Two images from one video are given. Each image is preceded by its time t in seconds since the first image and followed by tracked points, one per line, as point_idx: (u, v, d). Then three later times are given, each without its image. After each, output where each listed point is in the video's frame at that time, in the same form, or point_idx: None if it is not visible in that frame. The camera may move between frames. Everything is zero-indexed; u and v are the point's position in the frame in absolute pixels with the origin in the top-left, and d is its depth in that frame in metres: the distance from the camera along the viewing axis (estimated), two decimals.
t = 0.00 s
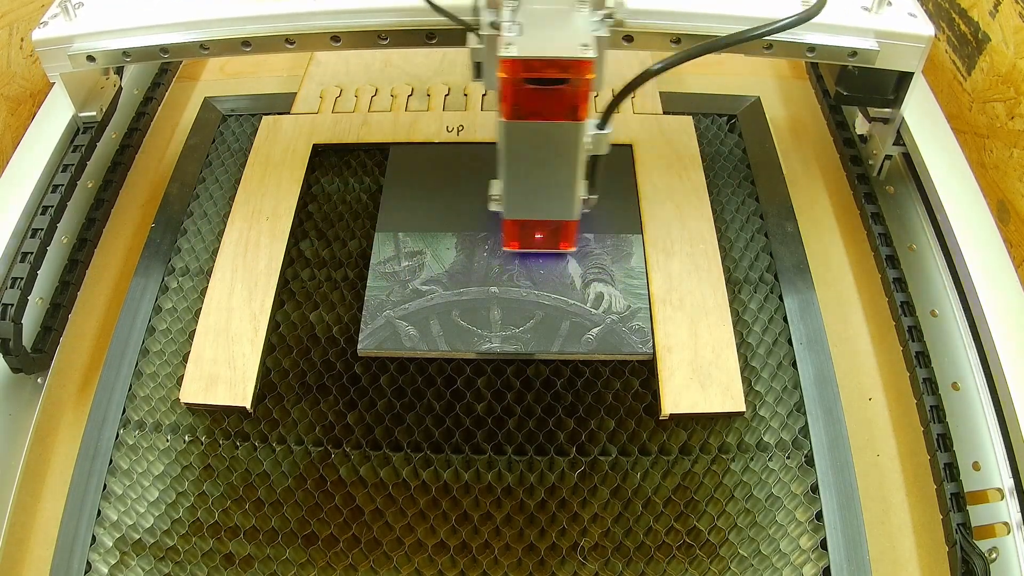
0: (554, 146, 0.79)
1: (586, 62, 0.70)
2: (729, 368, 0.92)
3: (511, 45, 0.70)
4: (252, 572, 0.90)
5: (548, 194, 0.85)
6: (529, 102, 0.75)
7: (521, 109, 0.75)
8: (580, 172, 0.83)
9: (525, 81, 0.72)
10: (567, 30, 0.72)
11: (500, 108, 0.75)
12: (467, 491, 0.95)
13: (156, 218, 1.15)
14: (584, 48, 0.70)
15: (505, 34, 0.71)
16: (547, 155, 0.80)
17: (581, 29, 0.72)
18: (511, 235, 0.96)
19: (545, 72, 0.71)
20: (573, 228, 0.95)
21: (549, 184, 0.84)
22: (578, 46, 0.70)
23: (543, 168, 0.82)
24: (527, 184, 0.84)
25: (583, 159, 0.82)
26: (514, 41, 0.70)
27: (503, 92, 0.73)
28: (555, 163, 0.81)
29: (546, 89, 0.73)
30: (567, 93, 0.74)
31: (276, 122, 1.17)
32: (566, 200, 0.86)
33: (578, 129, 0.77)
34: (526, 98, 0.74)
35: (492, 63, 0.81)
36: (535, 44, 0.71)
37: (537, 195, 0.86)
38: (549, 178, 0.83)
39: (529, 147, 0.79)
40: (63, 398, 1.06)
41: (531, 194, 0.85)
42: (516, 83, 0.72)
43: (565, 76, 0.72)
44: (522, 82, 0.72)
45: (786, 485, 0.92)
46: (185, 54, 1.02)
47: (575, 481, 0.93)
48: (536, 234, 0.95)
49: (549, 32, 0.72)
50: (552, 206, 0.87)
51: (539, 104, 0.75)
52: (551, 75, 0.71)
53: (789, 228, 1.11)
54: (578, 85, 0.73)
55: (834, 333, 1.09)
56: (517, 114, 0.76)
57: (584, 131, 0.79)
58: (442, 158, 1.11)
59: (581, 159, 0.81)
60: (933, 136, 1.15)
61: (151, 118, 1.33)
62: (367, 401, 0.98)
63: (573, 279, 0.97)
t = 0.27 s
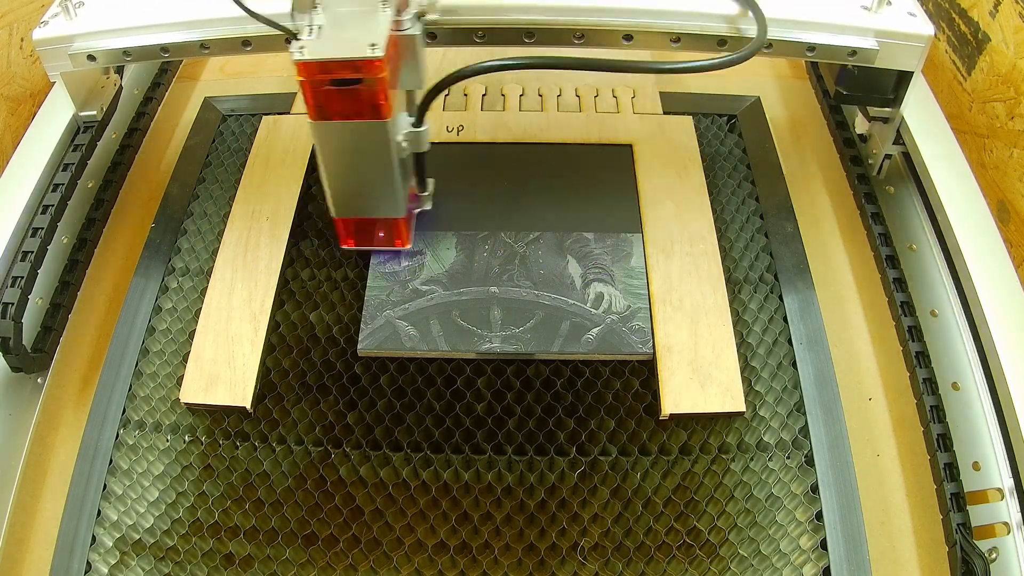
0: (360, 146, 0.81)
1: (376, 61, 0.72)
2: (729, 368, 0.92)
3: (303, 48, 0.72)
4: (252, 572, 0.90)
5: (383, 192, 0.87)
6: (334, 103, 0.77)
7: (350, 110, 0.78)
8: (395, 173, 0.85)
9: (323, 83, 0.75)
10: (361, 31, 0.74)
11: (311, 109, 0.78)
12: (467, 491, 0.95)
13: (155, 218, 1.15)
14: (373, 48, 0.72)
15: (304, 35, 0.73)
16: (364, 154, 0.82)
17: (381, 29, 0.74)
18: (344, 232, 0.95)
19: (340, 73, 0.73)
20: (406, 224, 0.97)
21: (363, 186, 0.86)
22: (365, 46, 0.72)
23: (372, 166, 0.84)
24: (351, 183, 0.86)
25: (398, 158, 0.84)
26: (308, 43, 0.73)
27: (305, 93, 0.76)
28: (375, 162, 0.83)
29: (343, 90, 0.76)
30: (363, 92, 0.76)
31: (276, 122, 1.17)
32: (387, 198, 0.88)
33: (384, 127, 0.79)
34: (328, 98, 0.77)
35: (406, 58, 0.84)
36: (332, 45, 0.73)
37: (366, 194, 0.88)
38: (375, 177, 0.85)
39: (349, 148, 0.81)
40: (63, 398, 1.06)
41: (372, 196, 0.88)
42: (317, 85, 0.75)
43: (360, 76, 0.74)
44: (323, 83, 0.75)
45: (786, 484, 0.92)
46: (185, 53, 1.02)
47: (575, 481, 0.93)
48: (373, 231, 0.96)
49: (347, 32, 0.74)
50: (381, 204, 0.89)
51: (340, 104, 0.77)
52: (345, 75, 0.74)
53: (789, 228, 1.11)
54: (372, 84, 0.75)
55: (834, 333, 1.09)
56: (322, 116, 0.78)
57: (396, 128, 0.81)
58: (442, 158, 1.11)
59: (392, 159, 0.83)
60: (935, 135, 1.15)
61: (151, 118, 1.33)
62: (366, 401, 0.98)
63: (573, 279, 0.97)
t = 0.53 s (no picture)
0: (430, 146, 0.81)
1: (485, 58, 0.71)
2: (729, 368, 0.92)
3: (408, 43, 0.71)
4: (252, 572, 0.90)
5: (448, 193, 0.86)
6: (436, 100, 0.75)
7: (426, 107, 0.76)
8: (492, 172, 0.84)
9: (426, 79, 0.73)
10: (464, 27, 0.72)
11: (410, 104, 0.76)
12: (467, 491, 0.95)
13: (156, 218, 1.15)
14: (482, 45, 0.70)
15: (408, 32, 0.72)
16: (448, 152, 0.81)
17: (484, 25, 0.72)
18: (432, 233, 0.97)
19: (445, 71, 0.72)
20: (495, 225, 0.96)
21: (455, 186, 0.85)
22: (475, 43, 0.71)
23: (448, 165, 0.83)
24: (448, 181, 0.85)
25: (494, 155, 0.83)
26: (413, 39, 0.71)
27: (407, 90, 0.74)
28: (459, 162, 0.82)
29: (446, 87, 0.74)
30: (467, 89, 0.74)
31: (276, 122, 1.17)
32: (478, 199, 0.87)
33: (485, 125, 0.78)
34: (430, 95, 0.75)
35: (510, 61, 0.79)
36: (432, 42, 0.71)
37: (464, 193, 0.86)
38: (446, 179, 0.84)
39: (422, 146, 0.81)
40: (63, 398, 1.06)
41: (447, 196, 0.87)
42: (419, 82, 0.73)
43: (467, 73, 0.72)
44: (424, 80, 0.73)
45: (786, 484, 0.92)
46: (186, 52, 1.02)
47: (575, 481, 0.93)
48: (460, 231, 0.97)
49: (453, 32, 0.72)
50: (471, 205, 0.88)
51: (443, 102, 0.76)
52: (453, 72, 0.72)
53: (789, 228, 1.11)
54: (479, 82, 0.73)
55: (834, 333, 1.09)
56: (423, 113, 0.77)
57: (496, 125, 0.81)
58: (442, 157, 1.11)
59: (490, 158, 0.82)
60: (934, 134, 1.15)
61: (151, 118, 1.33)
62: (367, 401, 0.98)
63: (573, 279, 0.97)
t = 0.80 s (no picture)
0: (667, 147, 0.81)
1: (738, 65, 0.72)
2: (729, 368, 0.92)
3: (666, 46, 0.72)
4: (252, 572, 0.90)
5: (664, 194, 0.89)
6: (679, 104, 0.76)
7: (668, 109, 0.77)
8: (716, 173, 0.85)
9: (677, 82, 0.74)
10: (710, 32, 0.73)
11: (650, 107, 0.77)
12: (467, 491, 0.95)
13: (156, 218, 1.15)
14: (736, 52, 0.72)
15: (656, 34, 0.73)
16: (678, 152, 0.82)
17: (730, 33, 0.74)
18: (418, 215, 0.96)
19: (696, 75, 0.73)
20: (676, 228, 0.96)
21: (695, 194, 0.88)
22: (729, 50, 0.72)
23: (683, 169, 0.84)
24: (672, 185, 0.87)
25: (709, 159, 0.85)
26: (670, 42, 0.72)
27: (652, 92, 0.75)
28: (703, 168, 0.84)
29: (693, 90, 0.75)
30: (713, 95, 0.75)
31: (276, 122, 1.17)
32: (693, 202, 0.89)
33: (717, 130, 0.79)
34: (675, 98, 0.76)
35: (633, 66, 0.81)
36: (687, 46, 0.72)
37: (680, 194, 0.88)
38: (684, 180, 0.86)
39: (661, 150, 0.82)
40: (63, 398, 1.06)
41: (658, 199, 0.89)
42: (669, 84, 0.74)
43: (716, 79, 0.73)
44: (674, 83, 0.74)
45: (786, 484, 0.92)
46: (186, 52, 1.02)
47: (575, 481, 0.93)
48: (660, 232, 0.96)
49: (700, 33, 0.73)
50: (683, 206, 0.90)
51: (686, 105, 0.76)
52: (702, 77, 0.73)
53: (789, 228, 1.11)
54: (726, 87, 0.74)
55: (834, 333, 1.09)
56: (663, 115, 0.78)
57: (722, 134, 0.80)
58: (442, 157, 1.11)
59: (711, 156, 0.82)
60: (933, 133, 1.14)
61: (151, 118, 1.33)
62: (367, 401, 0.98)
63: (573, 279, 0.97)
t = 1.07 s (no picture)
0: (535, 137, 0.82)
1: (524, 57, 0.70)
2: (729, 368, 0.92)
3: (450, 40, 0.70)
4: (252, 572, 0.90)
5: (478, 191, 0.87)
6: (472, 99, 0.76)
7: (463, 105, 0.76)
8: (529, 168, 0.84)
9: (465, 77, 0.73)
10: (497, 24, 0.71)
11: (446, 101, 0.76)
12: (467, 491, 0.95)
13: (156, 218, 1.15)
14: (521, 43, 0.70)
15: (446, 29, 0.71)
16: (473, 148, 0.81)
17: (524, 24, 0.72)
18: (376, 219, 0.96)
19: (484, 68, 0.71)
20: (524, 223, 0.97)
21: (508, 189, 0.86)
22: (516, 41, 0.70)
23: (489, 164, 0.83)
24: (484, 182, 0.85)
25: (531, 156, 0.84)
26: (454, 37, 0.70)
27: (444, 85, 0.74)
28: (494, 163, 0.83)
29: (485, 84, 0.74)
30: (507, 87, 0.74)
31: (276, 122, 1.17)
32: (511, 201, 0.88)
33: (519, 122, 0.78)
34: (468, 92, 0.75)
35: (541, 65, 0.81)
36: (473, 41, 0.70)
37: (495, 193, 0.87)
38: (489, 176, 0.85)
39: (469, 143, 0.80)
40: (64, 398, 1.06)
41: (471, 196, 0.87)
42: (458, 79, 0.72)
43: (506, 71, 0.72)
44: (464, 77, 0.73)
45: (786, 484, 0.92)
46: (186, 51, 1.02)
47: (575, 481, 0.93)
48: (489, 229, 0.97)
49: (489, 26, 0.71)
50: (504, 206, 0.89)
51: (481, 98, 0.76)
52: (491, 70, 0.72)
53: (789, 228, 1.11)
54: (518, 80, 0.73)
55: (834, 333, 1.09)
56: (460, 110, 0.77)
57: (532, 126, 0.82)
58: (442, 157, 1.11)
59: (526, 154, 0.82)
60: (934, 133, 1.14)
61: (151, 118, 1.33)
62: (367, 401, 0.98)
63: (573, 279, 0.97)
